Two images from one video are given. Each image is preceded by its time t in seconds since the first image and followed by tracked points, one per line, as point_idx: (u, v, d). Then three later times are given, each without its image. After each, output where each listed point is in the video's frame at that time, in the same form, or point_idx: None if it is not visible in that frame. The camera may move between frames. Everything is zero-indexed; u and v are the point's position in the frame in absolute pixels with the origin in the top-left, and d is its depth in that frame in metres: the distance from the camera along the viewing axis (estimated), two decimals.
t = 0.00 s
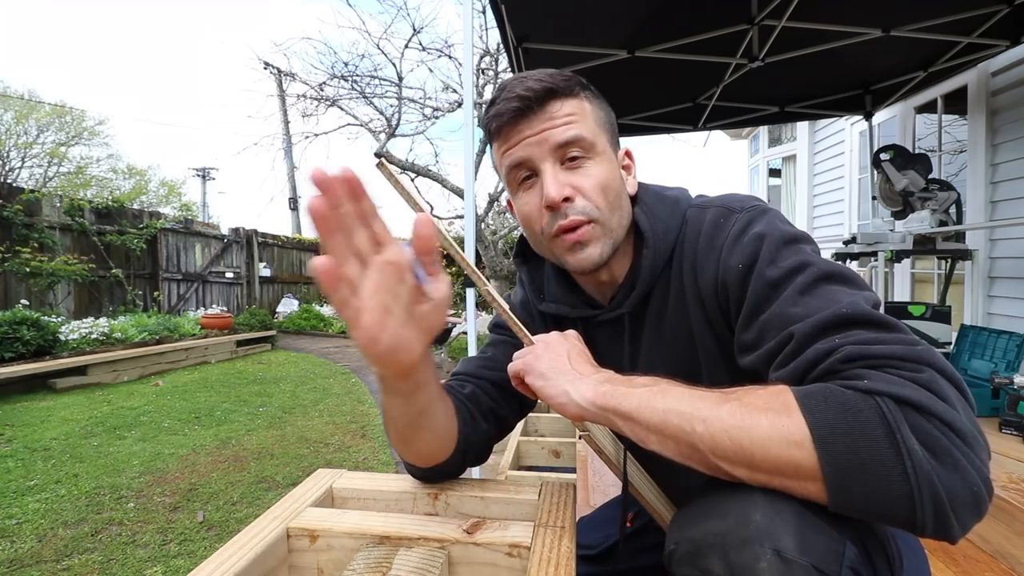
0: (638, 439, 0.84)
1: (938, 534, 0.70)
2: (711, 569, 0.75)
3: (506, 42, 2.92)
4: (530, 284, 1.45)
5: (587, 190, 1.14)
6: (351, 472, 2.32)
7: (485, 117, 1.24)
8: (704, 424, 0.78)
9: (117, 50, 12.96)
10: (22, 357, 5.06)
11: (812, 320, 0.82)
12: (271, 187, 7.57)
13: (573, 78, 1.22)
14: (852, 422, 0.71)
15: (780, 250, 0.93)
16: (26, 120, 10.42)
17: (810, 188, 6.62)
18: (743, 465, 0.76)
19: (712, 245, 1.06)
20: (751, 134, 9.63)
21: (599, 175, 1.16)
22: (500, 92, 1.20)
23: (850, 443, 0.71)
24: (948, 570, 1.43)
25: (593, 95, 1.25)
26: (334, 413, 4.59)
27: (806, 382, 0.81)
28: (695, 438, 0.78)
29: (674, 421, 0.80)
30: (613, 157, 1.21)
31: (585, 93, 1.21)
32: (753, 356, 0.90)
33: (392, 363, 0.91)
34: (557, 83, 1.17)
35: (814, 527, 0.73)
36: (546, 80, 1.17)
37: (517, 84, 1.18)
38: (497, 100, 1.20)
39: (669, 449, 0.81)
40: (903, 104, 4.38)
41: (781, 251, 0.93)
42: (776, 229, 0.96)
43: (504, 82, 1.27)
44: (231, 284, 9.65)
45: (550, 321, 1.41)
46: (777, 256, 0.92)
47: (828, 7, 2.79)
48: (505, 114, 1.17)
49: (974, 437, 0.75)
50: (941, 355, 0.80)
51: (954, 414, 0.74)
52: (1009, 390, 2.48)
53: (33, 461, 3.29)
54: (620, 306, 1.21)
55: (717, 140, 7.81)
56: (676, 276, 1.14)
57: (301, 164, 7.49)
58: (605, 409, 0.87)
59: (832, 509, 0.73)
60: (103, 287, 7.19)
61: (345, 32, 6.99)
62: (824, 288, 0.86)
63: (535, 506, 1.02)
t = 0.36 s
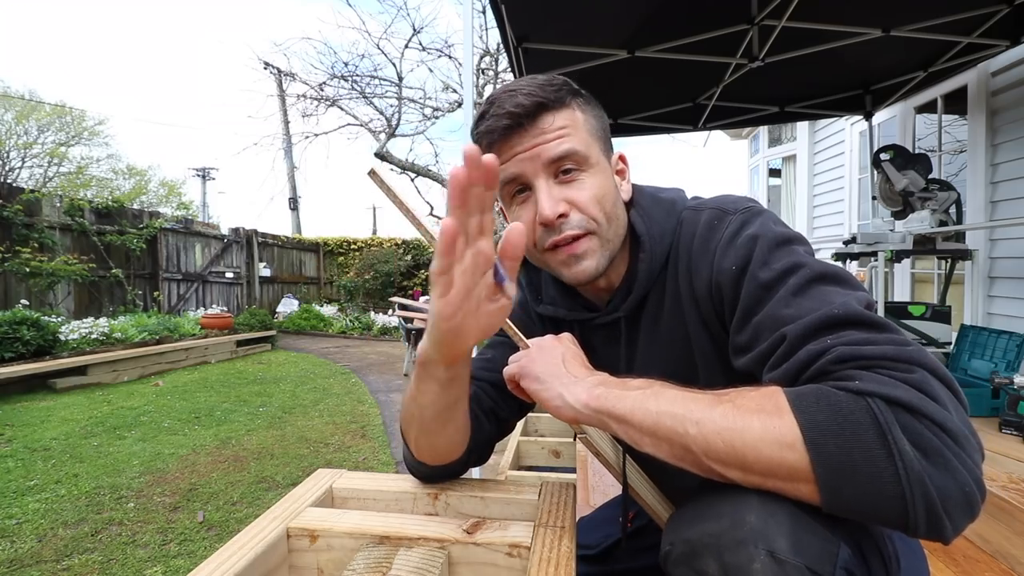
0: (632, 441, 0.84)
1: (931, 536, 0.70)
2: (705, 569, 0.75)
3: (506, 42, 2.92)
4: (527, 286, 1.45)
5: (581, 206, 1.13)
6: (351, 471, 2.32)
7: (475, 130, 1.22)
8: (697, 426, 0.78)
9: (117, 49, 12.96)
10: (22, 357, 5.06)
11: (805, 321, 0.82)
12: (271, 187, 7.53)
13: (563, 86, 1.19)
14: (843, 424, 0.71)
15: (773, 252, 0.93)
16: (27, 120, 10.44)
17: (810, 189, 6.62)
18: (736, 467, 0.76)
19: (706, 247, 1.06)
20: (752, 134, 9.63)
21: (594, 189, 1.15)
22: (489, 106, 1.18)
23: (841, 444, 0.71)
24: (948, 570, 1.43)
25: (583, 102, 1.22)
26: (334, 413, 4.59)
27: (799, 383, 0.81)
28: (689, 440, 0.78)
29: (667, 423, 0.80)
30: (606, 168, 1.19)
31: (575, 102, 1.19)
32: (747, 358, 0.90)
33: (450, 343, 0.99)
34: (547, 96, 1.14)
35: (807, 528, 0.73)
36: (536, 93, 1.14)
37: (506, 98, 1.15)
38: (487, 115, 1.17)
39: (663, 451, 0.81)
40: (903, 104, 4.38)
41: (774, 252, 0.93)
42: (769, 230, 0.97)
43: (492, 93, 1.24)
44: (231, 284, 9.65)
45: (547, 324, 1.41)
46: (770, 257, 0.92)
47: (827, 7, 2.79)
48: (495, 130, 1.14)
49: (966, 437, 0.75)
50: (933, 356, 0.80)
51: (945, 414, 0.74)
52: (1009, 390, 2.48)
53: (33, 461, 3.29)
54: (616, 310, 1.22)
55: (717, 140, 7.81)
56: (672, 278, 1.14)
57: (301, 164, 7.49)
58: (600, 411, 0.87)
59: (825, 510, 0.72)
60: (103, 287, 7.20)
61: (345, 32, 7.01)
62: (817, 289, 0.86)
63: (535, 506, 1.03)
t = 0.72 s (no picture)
0: (635, 440, 0.84)
1: (933, 533, 0.70)
2: (707, 568, 0.75)
3: (506, 42, 2.93)
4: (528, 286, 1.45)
5: (582, 211, 1.14)
6: (351, 471, 2.32)
7: (476, 133, 1.21)
8: (699, 424, 0.78)
9: (118, 49, 12.96)
10: (22, 357, 5.06)
11: (807, 320, 0.82)
12: (272, 187, 7.49)
13: (565, 88, 1.18)
14: (845, 422, 0.71)
15: (774, 251, 0.93)
16: (27, 120, 10.44)
17: (810, 189, 6.62)
18: (738, 466, 0.76)
19: (707, 248, 1.05)
20: (751, 134, 9.63)
21: (595, 194, 1.15)
22: (490, 109, 1.17)
23: (843, 443, 0.71)
24: (948, 570, 1.43)
25: (585, 102, 1.21)
26: (334, 413, 4.59)
27: (800, 382, 0.81)
28: (691, 438, 0.78)
29: (669, 422, 0.80)
30: (608, 171, 1.19)
31: (577, 104, 1.17)
32: (748, 357, 0.90)
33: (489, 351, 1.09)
34: (549, 100, 1.13)
35: (809, 526, 0.73)
36: (537, 97, 1.13)
37: (507, 102, 1.14)
38: (487, 118, 1.17)
39: (665, 449, 0.81)
40: (903, 104, 4.38)
41: (775, 252, 0.93)
42: (770, 230, 0.97)
43: (492, 94, 1.23)
44: (231, 284, 9.65)
45: (549, 324, 1.41)
46: (771, 257, 0.92)
47: (827, 7, 2.79)
48: (496, 134, 1.14)
49: (968, 436, 0.74)
50: (934, 354, 0.80)
51: (947, 413, 0.74)
52: (1010, 390, 2.48)
53: (33, 461, 3.29)
54: (617, 311, 1.22)
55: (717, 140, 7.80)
56: (673, 279, 1.14)
57: (301, 164, 7.48)
58: (603, 410, 0.87)
59: (827, 508, 0.72)
60: (103, 287, 7.20)
61: (345, 32, 7.01)
62: (818, 289, 0.86)
63: (536, 506, 1.02)
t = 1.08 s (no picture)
0: (635, 441, 0.84)
1: (934, 533, 0.70)
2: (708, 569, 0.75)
3: (506, 42, 2.93)
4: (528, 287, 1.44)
5: (568, 208, 1.13)
6: (350, 471, 2.32)
7: (466, 135, 1.22)
8: (699, 425, 0.78)
9: (118, 49, 12.96)
10: (22, 357, 5.06)
11: (807, 320, 0.82)
12: (271, 187, 7.53)
13: (551, 88, 1.17)
14: (845, 423, 0.71)
15: (774, 251, 0.93)
16: (27, 120, 10.44)
17: (810, 189, 6.62)
18: (739, 467, 0.76)
19: (706, 247, 1.05)
20: (751, 134, 9.63)
21: (581, 192, 1.14)
22: (478, 112, 1.18)
23: (843, 443, 0.71)
24: (948, 570, 1.43)
25: (573, 101, 1.20)
26: (334, 413, 4.59)
27: (800, 382, 0.81)
28: (691, 440, 0.78)
29: (669, 423, 0.80)
30: (597, 169, 1.18)
31: (564, 103, 1.17)
32: (748, 357, 0.90)
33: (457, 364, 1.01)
34: (533, 101, 1.13)
35: (810, 526, 0.73)
36: (522, 98, 1.13)
37: (492, 104, 1.15)
38: (474, 120, 1.18)
39: (666, 451, 0.81)
40: (903, 104, 4.38)
41: (775, 251, 0.93)
42: (769, 230, 0.97)
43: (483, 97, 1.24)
44: (231, 284, 9.65)
45: (548, 325, 1.41)
46: (770, 257, 0.92)
47: (827, 7, 2.78)
48: (482, 135, 1.14)
49: (968, 435, 0.75)
50: (934, 354, 0.80)
51: (947, 412, 0.74)
52: (1009, 390, 2.48)
53: (33, 461, 3.29)
54: (616, 311, 1.22)
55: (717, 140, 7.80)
56: (672, 280, 1.14)
57: (301, 164, 7.48)
58: (604, 412, 0.87)
59: (828, 509, 0.73)
60: (103, 287, 7.20)
61: (345, 32, 7.01)
62: (818, 288, 0.86)
63: (536, 506, 1.03)
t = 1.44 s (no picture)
0: (630, 442, 0.84)
1: (928, 535, 0.70)
2: (704, 569, 0.75)
3: (506, 42, 2.93)
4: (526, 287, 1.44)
5: (560, 211, 1.13)
6: (350, 471, 2.32)
7: (459, 141, 1.22)
8: (694, 427, 0.78)
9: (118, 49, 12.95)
10: (22, 357, 5.06)
11: (802, 320, 0.82)
12: (271, 187, 7.52)
13: (540, 91, 1.17)
14: (839, 424, 0.72)
15: (770, 251, 0.93)
16: (26, 120, 10.45)
17: (810, 189, 6.62)
18: (733, 469, 0.76)
19: (703, 248, 1.06)
20: (752, 134, 9.63)
21: (573, 194, 1.14)
22: (468, 118, 1.18)
23: (837, 444, 0.71)
24: (947, 570, 1.43)
25: (564, 102, 1.20)
26: (334, 413, 4.59)
27: (796, 383, 0.81)
28: (686, 441, 0.78)
29: (665, 423, 0.80)
30: (589, 170, 1.18)
31: (554, 106, 1.16)
32: (745, 357, 0.90)
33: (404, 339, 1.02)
34: (522, 106, 1.13)
35: (804, 528, 0.73)
36: (510, 104, 1.13)
37: (482, 111, 1.14)
38: (465, 128, 1.18)
39: (661, 452, 0.81)
40: (903, 104, 4.38)
41: (772, 251, 0.93)
42: (766, 230, 0.97)
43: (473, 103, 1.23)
44: (231, 284, 9.65)
45: (547, 325, 1.41)
46: (767, 257, 0.92)
47: (827, 7, 2.78)
48: (473, 142, 1.15)
49: (962, 436, 0.74)
50: (929, 354, 0.80)
51: (941, 413, 0.74)
52: (1009, 390, 2.48)
53: (33, 461, 3.29)
54: (614, 312, 1.22)
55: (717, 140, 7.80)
56: (669, 280, 1.14)
57: (301, 164, 7.47)
58: (600, 413, 0.87)
59: (822, 511, 0.73)
60: (103, 287, 7.20)
61: (345, 32, 7.01)
62: (815, 289, 0.86)
63: (535, 506, 1.03)
